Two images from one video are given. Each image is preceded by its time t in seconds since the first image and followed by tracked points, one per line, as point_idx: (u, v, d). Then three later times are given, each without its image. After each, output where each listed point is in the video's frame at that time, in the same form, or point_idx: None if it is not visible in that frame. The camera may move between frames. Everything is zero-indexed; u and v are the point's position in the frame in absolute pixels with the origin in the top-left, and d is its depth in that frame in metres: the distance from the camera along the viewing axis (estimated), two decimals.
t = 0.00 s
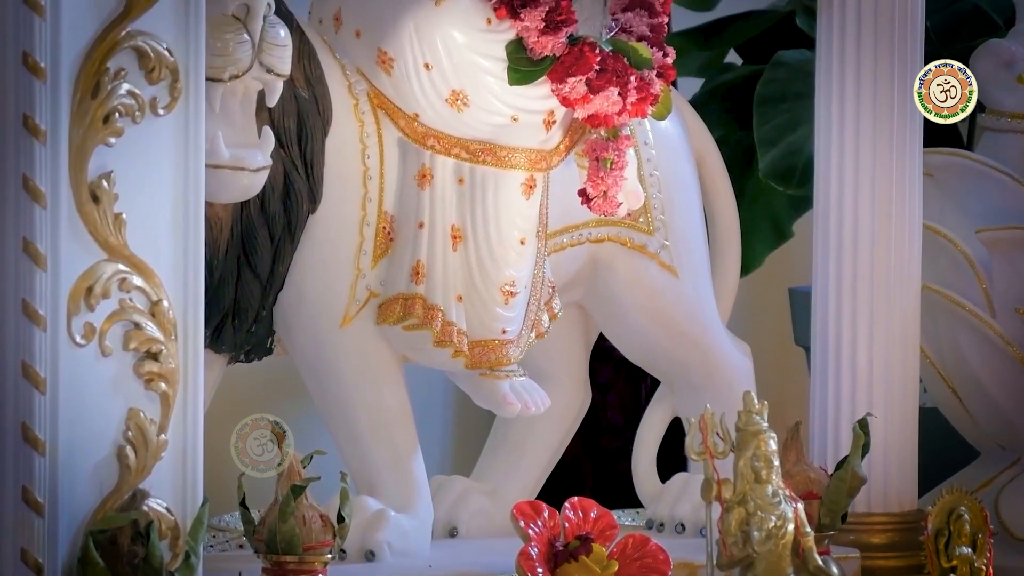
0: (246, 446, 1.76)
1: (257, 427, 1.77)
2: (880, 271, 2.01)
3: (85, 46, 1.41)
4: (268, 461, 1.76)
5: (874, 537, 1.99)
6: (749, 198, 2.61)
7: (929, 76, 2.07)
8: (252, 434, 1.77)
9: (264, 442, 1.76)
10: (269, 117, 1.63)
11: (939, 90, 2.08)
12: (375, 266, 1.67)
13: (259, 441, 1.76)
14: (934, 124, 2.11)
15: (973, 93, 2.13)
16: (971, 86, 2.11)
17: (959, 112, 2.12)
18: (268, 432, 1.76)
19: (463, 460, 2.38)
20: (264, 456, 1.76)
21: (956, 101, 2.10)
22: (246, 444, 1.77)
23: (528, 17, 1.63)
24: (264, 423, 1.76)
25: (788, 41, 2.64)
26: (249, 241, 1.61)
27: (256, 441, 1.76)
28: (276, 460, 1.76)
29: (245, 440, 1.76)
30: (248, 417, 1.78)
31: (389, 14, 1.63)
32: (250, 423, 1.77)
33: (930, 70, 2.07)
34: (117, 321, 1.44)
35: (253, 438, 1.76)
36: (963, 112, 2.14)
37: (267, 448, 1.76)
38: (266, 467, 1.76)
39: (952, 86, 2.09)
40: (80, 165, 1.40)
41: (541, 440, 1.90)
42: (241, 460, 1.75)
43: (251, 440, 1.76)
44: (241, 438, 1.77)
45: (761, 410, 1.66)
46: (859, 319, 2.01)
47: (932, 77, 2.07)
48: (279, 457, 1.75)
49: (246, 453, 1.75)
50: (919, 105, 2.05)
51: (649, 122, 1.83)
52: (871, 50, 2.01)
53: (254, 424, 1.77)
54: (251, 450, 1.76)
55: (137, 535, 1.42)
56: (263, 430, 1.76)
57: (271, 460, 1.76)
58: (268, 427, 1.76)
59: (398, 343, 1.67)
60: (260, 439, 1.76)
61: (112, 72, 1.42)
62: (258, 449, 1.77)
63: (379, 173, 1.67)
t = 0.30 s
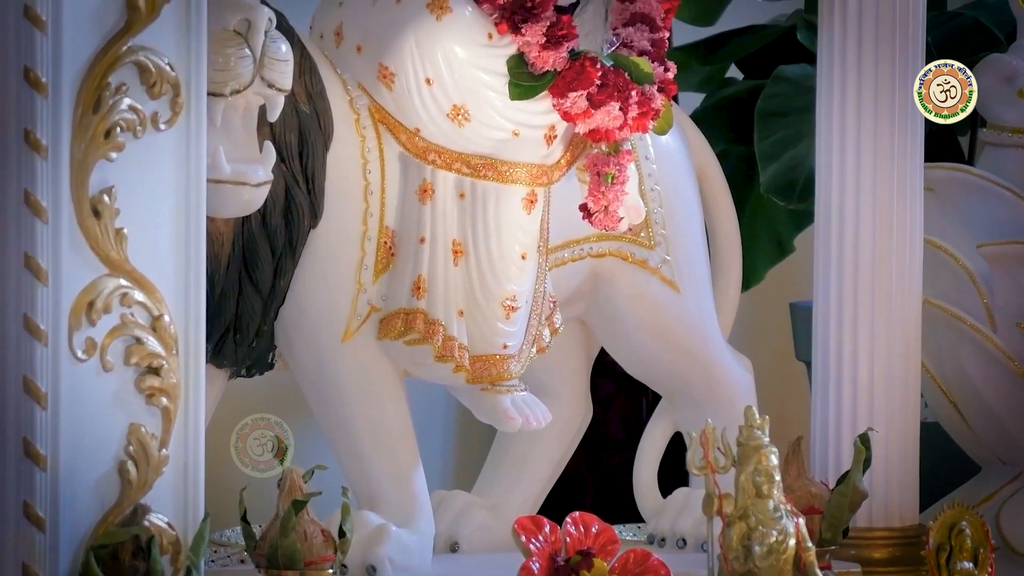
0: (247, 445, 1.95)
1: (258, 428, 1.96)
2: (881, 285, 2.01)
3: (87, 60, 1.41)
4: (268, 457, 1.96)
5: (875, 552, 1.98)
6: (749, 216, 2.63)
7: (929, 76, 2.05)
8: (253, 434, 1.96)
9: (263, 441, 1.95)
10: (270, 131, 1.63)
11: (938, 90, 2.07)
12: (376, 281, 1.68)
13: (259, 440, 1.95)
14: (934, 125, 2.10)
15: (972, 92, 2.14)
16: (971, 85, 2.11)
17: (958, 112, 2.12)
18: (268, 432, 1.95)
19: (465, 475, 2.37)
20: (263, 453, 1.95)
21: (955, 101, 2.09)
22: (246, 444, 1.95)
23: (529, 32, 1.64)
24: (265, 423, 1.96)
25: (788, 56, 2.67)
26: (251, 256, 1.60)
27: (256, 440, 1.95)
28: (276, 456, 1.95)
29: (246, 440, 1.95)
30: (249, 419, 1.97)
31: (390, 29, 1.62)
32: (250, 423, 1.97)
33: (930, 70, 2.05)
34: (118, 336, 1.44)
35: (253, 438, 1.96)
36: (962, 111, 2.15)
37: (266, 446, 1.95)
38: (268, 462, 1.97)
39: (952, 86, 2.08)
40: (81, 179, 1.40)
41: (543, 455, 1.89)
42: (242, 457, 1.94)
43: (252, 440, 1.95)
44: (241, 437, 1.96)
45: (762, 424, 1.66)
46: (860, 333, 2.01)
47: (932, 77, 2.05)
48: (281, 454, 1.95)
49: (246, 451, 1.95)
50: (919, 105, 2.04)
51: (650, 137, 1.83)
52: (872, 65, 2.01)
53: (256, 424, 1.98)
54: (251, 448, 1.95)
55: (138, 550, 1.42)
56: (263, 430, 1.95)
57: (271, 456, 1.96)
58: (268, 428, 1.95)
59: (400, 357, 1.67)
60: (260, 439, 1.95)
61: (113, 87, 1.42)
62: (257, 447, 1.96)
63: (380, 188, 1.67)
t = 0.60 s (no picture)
0: (247, 445, 1.99)
1: (259, 429, 2.00)
2: (883, 299, 2.02)
3: (88, 75, 1.41)
4: (267, 458, 2.00)
5: (877, 566, 1.98)
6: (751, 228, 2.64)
7: (928, 76, 2.03)
8: (253, 436, 2.01)
9: (264, 441, 1.99)
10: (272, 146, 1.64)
11: (939, 90, 2.04)
12: (378, 295, 1.68)
13: (259, 441, 1.99)
14: (934, 125, 2.07)
15: (973, 92, 2.10)
16: (971, 85, 2.07)
17: (959, 113, 2.08)
18: (269, 434, 2.00)
19: (466, 489, 2.36)
20: (263, 454, 1.99)
21: (956, 101, 2.06)
22: (247, 444, 2.00)
23: (531, 46, 1.64)
24: (266, 424, 2.01)
25: (790, 69, 2.68)
26: (252, 270, 1.60)
27: (257, 441, 1.99)
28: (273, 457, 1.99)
29: (247, 440, 2.00)
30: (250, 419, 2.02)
31: (392, 44, 1.61)
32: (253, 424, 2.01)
33: (930, 70, 2.03)
34: (120, 350, 1.44)
35: (254, 439, 2.00)
36: (963, 112, 2.11)
37: (265, 447, 1.99)
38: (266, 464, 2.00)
39: (952, 86, 2.05)
40: (83, 193, 1.40)
41: (546, 468, 1.89)
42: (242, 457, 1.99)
43: (252, 440, 1.99)
44: (241, 437, 2.01)
45: (765, 438, 1.66)
46: (862, 346, 2.01)
47: (932, 77, 2.03)
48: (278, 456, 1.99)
49: (246, 450, 1.99)
50: (919, 106, 2.03)
51: (652, 151, 1.83)
52: (874, 80, 2.02)
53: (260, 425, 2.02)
54: (251, 448, 1.99)
55: (139, 565, 1.43)
56: (264, 432, 2.00)
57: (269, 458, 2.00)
58: (269, 429, 2.00)
59: (401, 372, 1.67)
60: (260, 439, 1.99)
61: (115, 101, 1.42)
62: (258, 448, 1.99)
63: (382, 203, 1.67)
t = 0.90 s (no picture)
0: (247, 444, 2.16)
1: (259, 429, 2.17)
2: (885, 313, 2.01)
3: (91, 89, 1.41)
4: (265, 456, 2.18)
5: None
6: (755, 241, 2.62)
7: (929, 76, 2.05)
8: (253, 436, 2.18)
9: (264, 441, 2.17)
10: (274, 160, 1.64)
11: (939, 90, 2.06)
12: (380, 310, 1.68)
13: (259, 440, 2.17)
14: (935, 125, 2.09)
15: (972, 92, 2.14)
16: (970, 85, 2.12)
17: (958, 112, 2.12)
18: (268, 434, 2.18)
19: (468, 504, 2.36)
20: (263, 452, 2.17)
21: (956, 101, 2.09)
22: (247, 444, 2.16)
23: (533, 61, 1.64)
24: (267, 424, 2.18)
25: (792, 85, 2.67)
26: (255, 285, 1.60)
27: (257, 440, 2.17)
28: (273, 455, 2.17)
29: (247, 441, 2.16)
30: (249, 420, 2.18)
31: (394, 59, 1.62)
32: (254, 424, 2.17)
33: (930, 70, 2.05)
34: (122, 365, 1.44)
35: (255, 439, 2.17)
36: (963, 112, 2.15)
37: (265, 445, 2.17)
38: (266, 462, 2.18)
39: (952, 86, 2.08)
40: (86, 208, 1.40)
41: (548, 483, 1.88)
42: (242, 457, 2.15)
43: (253, 440, 2.16)
44: (242, 438, 2.17)
45: (767, 453, 1.66)
46: (863, 360, 2.02)
47: (932, 77, 2.05)
48: (278, 455, 2.18)
49: (246, 450, 2.15)
50: (920, 106, 2.04)
51: (654, 166, 1.83)
52: (876, 96, 2.02)
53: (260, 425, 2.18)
54: (251, 447, 2.16)
55: None
56: (264, 432, 2.17)
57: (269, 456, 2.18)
58: (268, 430, 2.17)
59: (403, 387, 1.67)
60: (260, 439, 2.17)
61: (117, 116, 1.42)
62: (258, 447, 2.17)
63: (384, 218, 1.67)
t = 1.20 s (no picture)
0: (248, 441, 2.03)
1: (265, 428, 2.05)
2: (886, 327, 2.02)
3: (93, 104, 1.41)
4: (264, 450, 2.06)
5: None
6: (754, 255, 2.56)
7: (929, 76, 2.05)
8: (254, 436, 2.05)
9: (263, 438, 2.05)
10: (275, 175, 1.63)
11: (939, 90, 2.06)
12: (381, 325, 1.68)
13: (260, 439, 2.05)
14: (935, 125, 2.08)
15: (972, 92, 2.12)
16: (971, 86, 2.10)
17: (959, 112, 2.10)
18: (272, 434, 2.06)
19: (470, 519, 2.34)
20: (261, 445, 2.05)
21: (956, 101, 2.08)
22: (247, 444, 2.05)
23: (535, 76, 1.62)
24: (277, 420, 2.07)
25: (794, 99, 2.60)
26: (256, 301, 1.61)
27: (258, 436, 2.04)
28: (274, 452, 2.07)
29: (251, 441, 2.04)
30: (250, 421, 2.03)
31: (395, 73, 1.61)
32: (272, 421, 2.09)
33: (930, 70, 2.05)
34: (124, 380, 1.44)
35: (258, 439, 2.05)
36: (963, 111, 2.13)
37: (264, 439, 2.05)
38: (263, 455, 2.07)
39: (952, 86, 2.07)
40: (88, 223, 1.40)
41: (549, 497, 1.88)
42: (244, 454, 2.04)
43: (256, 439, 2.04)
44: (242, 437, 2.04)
45: (769, 467, 1.65)
46: (865, 375, 2.02)
47: (932, 77, 2.05)
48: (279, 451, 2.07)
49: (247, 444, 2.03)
50: (920, 106, 2.04)
51: (655, 180, 1.84)
52: (877, 111, 2.03)
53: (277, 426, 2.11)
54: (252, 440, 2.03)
55: None
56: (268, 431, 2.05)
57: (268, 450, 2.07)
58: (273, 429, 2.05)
59: (405, 402, 1.67)
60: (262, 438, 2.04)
61: (119, 131, 1.42)
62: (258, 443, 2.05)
63: (386, 232, 1.68)
